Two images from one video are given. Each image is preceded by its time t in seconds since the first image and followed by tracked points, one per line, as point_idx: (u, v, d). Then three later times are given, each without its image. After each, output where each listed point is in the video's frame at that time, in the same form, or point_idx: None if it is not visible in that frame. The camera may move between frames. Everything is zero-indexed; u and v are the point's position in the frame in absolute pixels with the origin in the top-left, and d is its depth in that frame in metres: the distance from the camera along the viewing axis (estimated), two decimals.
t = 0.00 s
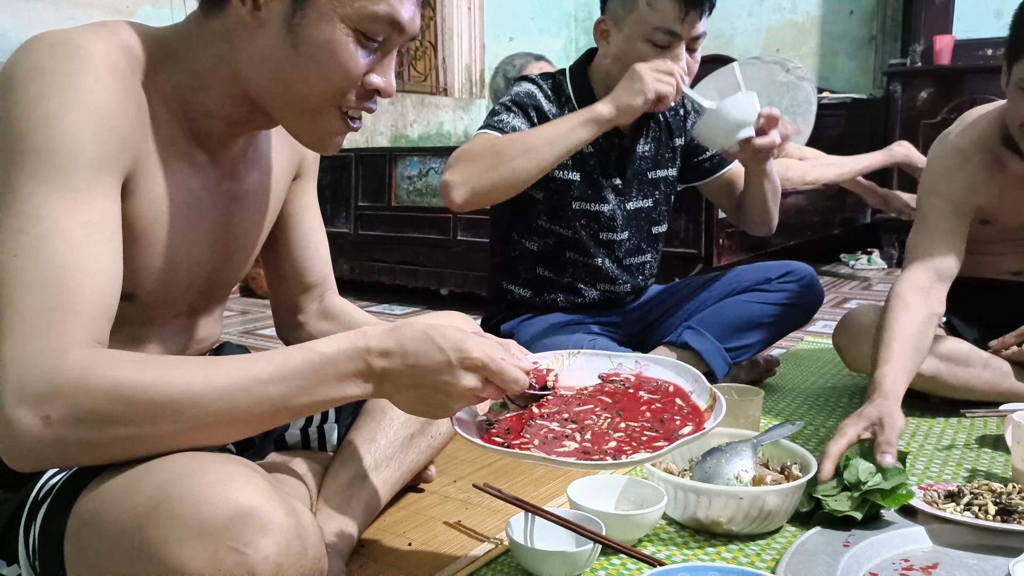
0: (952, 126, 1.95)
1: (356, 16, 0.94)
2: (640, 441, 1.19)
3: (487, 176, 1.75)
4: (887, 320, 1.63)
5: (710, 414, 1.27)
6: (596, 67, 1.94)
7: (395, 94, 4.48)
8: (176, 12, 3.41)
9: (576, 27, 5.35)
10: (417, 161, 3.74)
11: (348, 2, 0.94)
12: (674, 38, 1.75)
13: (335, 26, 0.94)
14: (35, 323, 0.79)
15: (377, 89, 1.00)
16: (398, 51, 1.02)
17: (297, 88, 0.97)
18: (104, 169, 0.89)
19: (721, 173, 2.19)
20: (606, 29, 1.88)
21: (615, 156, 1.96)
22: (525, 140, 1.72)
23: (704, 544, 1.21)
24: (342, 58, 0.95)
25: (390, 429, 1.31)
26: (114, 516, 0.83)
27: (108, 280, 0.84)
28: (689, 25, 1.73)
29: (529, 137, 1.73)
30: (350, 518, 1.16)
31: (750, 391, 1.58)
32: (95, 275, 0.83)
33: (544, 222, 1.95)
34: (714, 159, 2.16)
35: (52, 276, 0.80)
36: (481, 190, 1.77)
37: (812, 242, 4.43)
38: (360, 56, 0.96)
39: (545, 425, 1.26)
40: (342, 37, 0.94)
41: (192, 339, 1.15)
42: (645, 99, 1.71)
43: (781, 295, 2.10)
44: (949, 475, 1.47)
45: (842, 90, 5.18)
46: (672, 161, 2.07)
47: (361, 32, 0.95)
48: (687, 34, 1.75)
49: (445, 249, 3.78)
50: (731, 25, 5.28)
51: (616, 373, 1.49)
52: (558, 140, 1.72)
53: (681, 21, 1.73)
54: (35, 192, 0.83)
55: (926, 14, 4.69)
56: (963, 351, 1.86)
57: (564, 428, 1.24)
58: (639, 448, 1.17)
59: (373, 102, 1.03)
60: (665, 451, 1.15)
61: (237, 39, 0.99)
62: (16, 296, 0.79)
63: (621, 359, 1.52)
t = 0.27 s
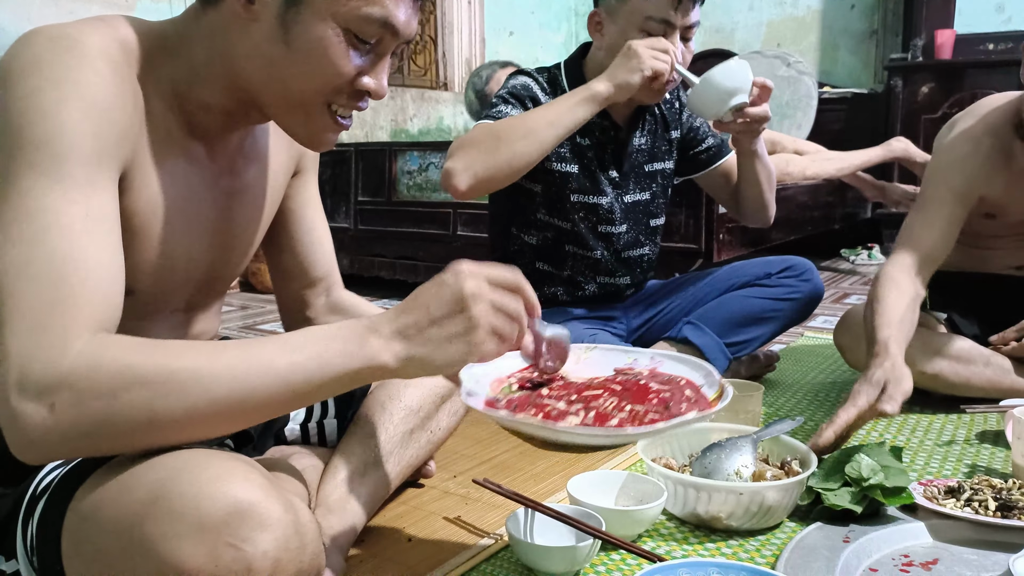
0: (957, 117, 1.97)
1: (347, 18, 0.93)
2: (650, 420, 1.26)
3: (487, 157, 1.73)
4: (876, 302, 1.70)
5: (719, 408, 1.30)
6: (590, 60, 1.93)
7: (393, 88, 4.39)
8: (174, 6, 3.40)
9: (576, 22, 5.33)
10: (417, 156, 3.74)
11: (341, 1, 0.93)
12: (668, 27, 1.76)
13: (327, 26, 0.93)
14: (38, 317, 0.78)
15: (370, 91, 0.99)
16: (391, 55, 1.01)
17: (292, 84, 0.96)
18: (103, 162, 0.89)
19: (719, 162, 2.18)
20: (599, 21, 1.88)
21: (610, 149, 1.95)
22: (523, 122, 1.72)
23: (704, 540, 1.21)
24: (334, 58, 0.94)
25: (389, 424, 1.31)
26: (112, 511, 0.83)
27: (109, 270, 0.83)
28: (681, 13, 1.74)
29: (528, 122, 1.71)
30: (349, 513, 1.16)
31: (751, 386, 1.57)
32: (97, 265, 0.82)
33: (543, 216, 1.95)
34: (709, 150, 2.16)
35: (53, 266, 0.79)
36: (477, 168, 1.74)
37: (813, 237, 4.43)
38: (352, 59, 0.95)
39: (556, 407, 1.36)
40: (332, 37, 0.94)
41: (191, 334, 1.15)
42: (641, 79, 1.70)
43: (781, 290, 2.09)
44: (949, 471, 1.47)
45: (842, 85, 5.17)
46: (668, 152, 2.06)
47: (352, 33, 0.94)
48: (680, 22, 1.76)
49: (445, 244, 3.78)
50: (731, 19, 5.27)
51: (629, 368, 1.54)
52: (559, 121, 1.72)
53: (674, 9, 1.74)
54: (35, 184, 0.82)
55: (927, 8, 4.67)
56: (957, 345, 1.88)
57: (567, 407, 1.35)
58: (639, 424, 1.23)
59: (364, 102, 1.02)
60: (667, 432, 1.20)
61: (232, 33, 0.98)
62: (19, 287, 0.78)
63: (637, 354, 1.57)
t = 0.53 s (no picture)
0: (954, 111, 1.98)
1: (340, 19, 0.93)
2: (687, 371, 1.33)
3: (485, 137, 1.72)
4: (863, 269, 1.86)
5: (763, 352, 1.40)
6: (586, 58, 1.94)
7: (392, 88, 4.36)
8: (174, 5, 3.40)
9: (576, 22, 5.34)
10: (417, 156, 3.75)
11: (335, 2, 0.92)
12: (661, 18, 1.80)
13: (322, 27, 0.93)
14: (75, 299, 0.78)
15: (365, 90, 0.99)
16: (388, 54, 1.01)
17: (284, 83, 0.96)
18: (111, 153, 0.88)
19: (714, 156, 2.19)
20: (595, 19, 1.92)
21: (607, 147, 1.95)
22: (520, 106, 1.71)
23: (704, 540, 1.21)
24: (328, 58, 0.94)
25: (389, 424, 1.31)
26: (112, 511, 0.83)
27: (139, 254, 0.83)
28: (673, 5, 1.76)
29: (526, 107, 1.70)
30: (348, 514, 1.16)
31: (751, 386, 1.57)
32: (130, 250, 0.82)
33: (542, 213, 1.94)
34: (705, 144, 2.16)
35: (84, 247, 0.79)
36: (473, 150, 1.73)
37: (813, 236, 4.43)
38: (347, 60, 0.95)
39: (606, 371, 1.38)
40: (327, 37, 0.93)
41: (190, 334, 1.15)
42: (633, 54, 1.72)
43: (781, 289, 2.10)
44: (949, 471, 1.47)
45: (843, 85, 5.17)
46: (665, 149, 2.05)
47: (347, 34, 0.94)
48: (674, 14, 1.80)
49: (445, 244, 3.77)
50: (731, 19, 5.20)
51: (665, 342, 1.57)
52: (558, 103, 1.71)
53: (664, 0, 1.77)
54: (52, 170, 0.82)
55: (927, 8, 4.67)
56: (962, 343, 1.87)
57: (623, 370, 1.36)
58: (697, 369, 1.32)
59: (359, 99, 1.02)
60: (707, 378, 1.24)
61: (226, 33, 0.98)
62: (51, 269, 0.78)
63: (671, 329, 1.61)
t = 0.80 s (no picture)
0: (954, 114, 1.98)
1: (352, 6, 0.94)
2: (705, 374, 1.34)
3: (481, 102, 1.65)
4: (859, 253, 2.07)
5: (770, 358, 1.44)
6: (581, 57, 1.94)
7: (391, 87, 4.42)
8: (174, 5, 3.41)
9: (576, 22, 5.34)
10: (417, 156, 3.77)
11: None
12: None
13: (331, 18, 0.93)
14: (96, 307, 0.79)
15: (373, 77, 0.99)
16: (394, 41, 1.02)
17: (292, 80, 0.97)
18: (126, 157, 0.88)
19: (711, 144, 2.17)
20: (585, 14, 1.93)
21: (604, 144, 1.94)
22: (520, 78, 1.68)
23: (704, 540, 1.21)
24: (339, 48, 0.95)
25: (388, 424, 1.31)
26: (112, 512, 0.83)
27: (155, 260, 0.84)
28: None
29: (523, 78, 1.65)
30: (348, 514, 1.16)
31: (750, 385, 1.57)
32: (146, 255, 0.83)
33: (542, 206, 1.93)
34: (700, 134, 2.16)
35: (100, 258, 0.80)
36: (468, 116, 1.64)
37: (813, 236, 4.42)
38: (359, 48, 0.96)
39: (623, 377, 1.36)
40: (339, 28, 0.94)
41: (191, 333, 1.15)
42: (624, 23, 1.71)
43: (781, 289, 2.10)
44: (949, 471, 1.47)
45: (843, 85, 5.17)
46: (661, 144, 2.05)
47: (359, 22, 0.95)
48: None
49: (446, 244, 3.77)
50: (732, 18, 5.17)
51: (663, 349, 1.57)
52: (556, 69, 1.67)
53: None
54: (70, 185, 0.82)
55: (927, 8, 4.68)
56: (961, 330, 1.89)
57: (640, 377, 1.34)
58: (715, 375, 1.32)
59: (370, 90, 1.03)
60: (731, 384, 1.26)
61: (232, 33, 0.98)
62: (70, 283, 0.79)
63: (663, 337, 1.61)
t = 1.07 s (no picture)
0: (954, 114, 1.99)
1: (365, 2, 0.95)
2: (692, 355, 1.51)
3: (483, 85, 1.66)
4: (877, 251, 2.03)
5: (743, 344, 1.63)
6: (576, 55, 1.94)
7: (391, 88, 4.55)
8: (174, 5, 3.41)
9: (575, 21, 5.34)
10: (417, 155, 3.77)
11: None
12: None
13: (342, 12, 0.94)
14: (83, 316, 0.79)
15: (382, 71, 1.01)
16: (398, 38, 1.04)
17: (309, 75, 0.97)
18: (126, 157, 0.89)
19: (708, 134, 2.18)
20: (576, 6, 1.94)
21: (602, 139, 1.95)
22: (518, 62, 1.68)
23: (704, 540, 1.21)
24: (351, 43, 0.96)
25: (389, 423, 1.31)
26: (112, 512, 0.83)
27: (145, 268, 0.84)
28: None
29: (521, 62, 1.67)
30: (348, 513, 1.16)
31: (750, 385, 1.57)
32: (134, 262, 0.83)
33: (542, 201, 1.91)
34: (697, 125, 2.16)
35: (90, 265, 0.80)
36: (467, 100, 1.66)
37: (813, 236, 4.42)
38: (369, 42, 0.98)
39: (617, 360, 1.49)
40: (351, 23, 0.95)
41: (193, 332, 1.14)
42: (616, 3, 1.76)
43: (780, 287, 2.10)
44: (949, 471, 1.47)
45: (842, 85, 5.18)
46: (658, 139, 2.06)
47: (370, 18, 0.97)
48: None
49: (446, 244, 3.77)
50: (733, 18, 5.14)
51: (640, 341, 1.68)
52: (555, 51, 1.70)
53: None
54: (66, 185, 0.82)
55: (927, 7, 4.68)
56: (963, 321, 1.90)
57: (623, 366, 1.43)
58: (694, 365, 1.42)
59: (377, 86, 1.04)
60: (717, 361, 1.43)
61: (246, 32, 0.98)
62: (60, 289, 0.79)
63: (639, 333, 1.74)
